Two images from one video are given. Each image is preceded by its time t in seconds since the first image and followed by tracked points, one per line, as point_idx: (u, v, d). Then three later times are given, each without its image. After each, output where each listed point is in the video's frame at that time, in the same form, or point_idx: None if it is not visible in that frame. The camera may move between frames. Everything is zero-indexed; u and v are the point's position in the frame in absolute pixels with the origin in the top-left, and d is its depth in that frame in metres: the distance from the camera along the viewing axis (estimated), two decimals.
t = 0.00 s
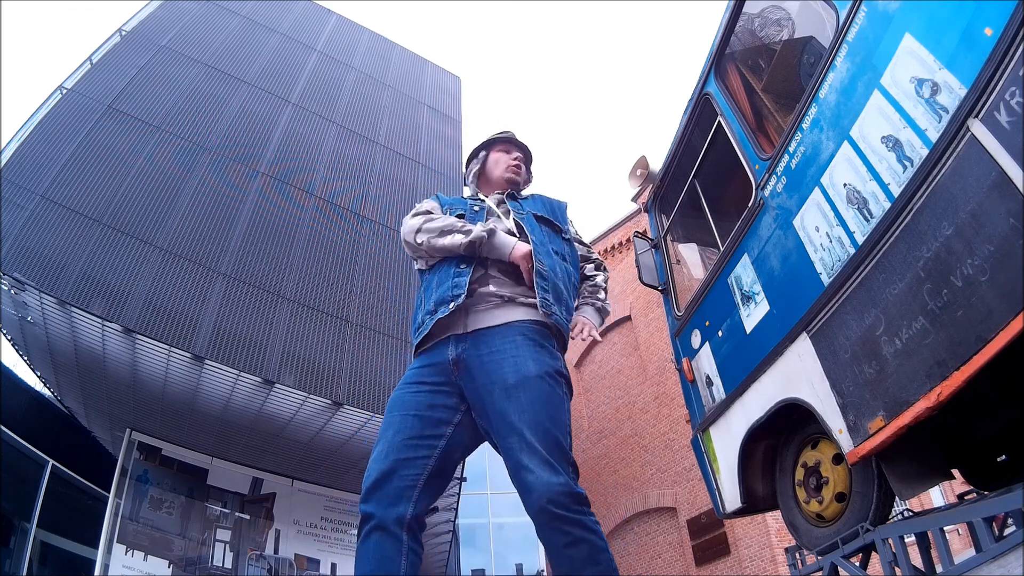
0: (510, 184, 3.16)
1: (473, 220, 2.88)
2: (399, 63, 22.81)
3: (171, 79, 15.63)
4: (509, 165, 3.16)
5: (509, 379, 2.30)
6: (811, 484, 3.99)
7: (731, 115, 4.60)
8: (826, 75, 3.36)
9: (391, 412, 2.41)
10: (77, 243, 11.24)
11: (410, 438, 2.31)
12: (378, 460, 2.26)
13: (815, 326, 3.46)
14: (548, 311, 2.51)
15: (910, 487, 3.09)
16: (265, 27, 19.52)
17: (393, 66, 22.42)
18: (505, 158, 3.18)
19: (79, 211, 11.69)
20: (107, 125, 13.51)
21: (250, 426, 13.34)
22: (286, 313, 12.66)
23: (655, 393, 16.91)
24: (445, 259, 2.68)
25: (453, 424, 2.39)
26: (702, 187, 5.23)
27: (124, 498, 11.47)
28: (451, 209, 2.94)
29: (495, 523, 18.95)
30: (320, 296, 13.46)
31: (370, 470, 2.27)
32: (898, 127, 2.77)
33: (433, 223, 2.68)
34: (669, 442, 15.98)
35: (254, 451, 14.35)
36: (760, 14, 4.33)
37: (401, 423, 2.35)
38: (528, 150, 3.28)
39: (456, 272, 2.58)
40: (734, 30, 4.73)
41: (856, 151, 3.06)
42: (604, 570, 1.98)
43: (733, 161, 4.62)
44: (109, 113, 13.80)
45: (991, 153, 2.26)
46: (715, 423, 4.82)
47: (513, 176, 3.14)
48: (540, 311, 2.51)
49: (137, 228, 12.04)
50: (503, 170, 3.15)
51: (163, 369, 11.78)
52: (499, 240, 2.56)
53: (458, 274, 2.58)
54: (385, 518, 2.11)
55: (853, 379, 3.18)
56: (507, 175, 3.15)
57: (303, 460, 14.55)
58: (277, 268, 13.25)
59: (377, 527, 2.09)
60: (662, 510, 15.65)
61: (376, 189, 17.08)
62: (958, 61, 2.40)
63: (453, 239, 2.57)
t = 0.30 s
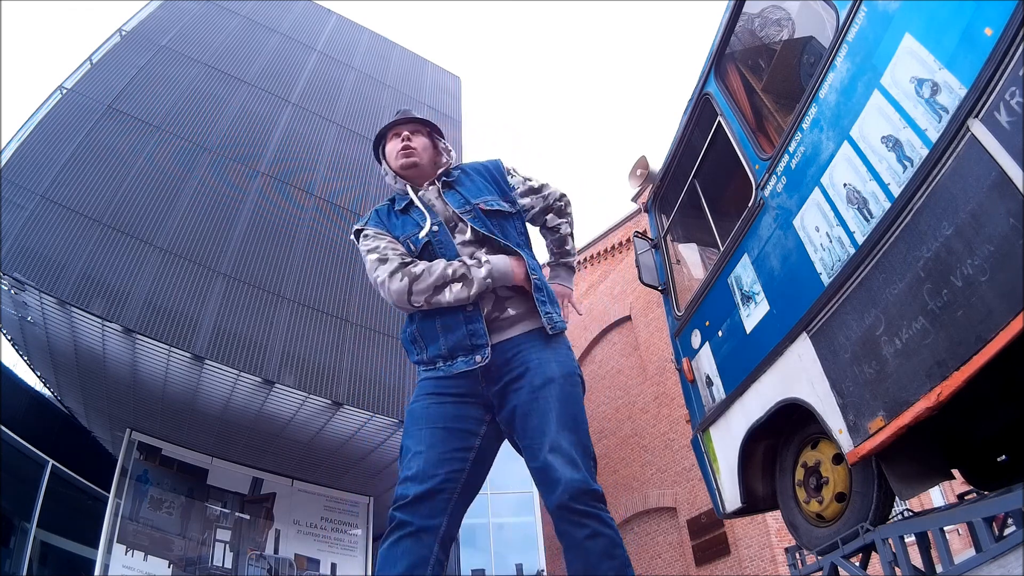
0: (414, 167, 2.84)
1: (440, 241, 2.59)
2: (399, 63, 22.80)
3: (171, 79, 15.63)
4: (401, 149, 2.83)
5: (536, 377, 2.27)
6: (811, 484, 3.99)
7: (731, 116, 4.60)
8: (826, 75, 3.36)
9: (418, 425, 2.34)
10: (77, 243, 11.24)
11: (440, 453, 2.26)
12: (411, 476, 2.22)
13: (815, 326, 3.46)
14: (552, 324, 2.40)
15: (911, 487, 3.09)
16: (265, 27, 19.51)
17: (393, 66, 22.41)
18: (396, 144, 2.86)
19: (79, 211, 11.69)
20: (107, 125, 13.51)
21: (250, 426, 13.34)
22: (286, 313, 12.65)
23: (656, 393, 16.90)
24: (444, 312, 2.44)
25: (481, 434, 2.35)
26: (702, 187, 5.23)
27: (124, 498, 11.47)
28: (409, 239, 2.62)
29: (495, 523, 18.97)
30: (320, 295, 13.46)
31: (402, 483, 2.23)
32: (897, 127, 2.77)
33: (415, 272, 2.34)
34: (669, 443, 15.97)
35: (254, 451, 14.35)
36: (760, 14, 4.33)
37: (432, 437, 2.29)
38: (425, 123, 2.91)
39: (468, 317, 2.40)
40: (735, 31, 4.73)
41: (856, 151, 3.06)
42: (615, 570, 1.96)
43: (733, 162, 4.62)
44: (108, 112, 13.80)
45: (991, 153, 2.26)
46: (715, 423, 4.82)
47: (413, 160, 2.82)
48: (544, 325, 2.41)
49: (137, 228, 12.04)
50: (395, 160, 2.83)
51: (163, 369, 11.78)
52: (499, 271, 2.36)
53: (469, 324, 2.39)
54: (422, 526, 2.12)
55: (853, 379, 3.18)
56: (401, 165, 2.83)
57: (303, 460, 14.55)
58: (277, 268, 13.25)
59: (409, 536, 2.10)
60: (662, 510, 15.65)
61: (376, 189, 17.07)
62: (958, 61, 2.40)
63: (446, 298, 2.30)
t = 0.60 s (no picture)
0: (483, 150, 2.71)
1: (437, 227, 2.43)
2: (399, 63, 22.81)
3: (171, 79, 15.63)
4: (477, 124, 2.68)
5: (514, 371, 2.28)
6: (811, 484, 3.99)
7: (731, 115, 4.60)
8: (826, 75, 3.36)
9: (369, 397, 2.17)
10: (77, 243, 11.24)
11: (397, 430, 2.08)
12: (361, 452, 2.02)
13: (815, 326, 3.46)
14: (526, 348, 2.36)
15: (910, 487, 3.09)
16: (265, 27, 19.51)
17: (393, 66, 22.41)
18: (471, 117, 2.70)
19: (79, 211, 11.69)
20: (107, 125, 13.51)
21: (250, 426, 13.35)
22: (286, 313, 12.64)
23: (655, 393, 16.90)
24: (369, 282, 2.27)
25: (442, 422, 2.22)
26: (702, 187, 5.23)
27: (124, 498, 11.47)
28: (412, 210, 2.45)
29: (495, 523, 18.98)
30: (321, 295, 13.46)
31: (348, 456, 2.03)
32: (897, 127, 2.78)
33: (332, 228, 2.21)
34: (669, 443, 15.97)
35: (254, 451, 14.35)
36: (760, 14, 4.33)
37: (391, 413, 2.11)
38: (502, 104, 2.75)
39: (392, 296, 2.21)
40: (734, 31, 4.73)
41: (856, 152, 3.06)
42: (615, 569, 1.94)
43: (733, 161, 4.62)
44: (109, 113, 13.80)
45: (991, 153, 2.26)
46: (715, 423, 4.82)
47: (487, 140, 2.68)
48: (507, 347, 2.33)
49: (137, 228, 12.04)
50: (467, 134, 2.69)
51: (163, 369, 11.78)
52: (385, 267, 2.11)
53: (392, 300, 2.21)
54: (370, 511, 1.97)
55: (853, 379, 3.18)
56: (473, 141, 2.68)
57: (303, 460, 14.56)
58: (277, 268, 13.25)
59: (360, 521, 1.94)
60: (662, 510, 15.65)
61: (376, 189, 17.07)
62: (958, 61, 2.40)
63: (338, 259, 2.13)
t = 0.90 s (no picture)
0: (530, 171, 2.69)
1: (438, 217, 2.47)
2: (399, 63, 22.81)
3: (171, 79, 15.63)
4: (525, 146, 2.66)
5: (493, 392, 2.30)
6: (811, 484, 3.99)
7: (731, 116, 4.60)
8: (826, 75, 3.36)
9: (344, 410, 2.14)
10: (77, 243, 11.23)
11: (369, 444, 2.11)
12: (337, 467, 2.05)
13: (815, 326, 3.46)
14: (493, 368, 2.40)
15: (910, 487, 3.09)
16: (265, 27, 19.50)
17: (393, 66, 22.41)
18: (518, 138, 2.67)
19: (79, 211, 11.68)
20: (107, 125, 13.50)
21: (250, 425, 13.34)
22: (286, 313, 12.65)
23: (655, 393, 16.90)
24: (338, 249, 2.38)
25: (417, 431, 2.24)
26: (702, 187, 5.23)
27: (124, 498, 11.47)
28: (432, 196, 2.50)
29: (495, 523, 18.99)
30: (321, 295, 13.46)
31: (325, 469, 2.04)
32: (898, 127, 2.77)
33: (349, 167, 2.32)
34: (669, 443, 15.97)
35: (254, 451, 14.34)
36: (760, 14, 4.33)
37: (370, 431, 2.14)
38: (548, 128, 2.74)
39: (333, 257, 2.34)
40: (734, 30, 4.73)
41: (856, 151, 3.06)
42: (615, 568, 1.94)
43: (733, 161, 4.62)
44: (109, 113, 13.80)
45: (991, 153, 2.26)
46: (715, 423, 4.82)
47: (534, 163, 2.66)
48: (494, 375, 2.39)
49: (137, 228, 12.04)
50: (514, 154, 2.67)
51: (163, 369, 11.77)
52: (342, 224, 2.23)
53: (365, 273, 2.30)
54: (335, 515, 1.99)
55: (853, 379, 3.18)
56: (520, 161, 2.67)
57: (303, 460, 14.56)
58: (277, 268, 13.24)
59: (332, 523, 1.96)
60: (662, 510, 15.65)
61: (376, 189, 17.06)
62: (958, 61, 2.40)
63: (327, 186, 2.28)
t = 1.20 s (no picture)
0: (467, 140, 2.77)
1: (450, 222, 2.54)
2: (399, 63, 22.80)
3: (171, 79, 15.63)
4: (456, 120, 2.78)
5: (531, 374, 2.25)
6: (811, 484, 3.99)
7: (731, 116, 4.60)
8: (826, 75, 3.36)
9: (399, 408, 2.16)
10: (77, 243, 11.24)
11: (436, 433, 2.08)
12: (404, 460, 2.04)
13: (815, 326, 3.46)
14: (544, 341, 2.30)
15: (910, 487, 3.09)
16: (265, 27, 19.50)
17: (393, 66, 22.40)
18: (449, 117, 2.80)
19: (80, 211, 11.69)
20: (107, 125, 13.51)
21: (250, 426, 13.34)
22: (286, 313, 12.65)
23: (656, 393, 16.90)
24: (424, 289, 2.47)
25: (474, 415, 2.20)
26: (703, 187, 5.23)
27: (124, 498, 11.47)
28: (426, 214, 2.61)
29: (495, 523, 19.00)
30: (321, 296, 13.46)
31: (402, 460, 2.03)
32: (898, 127, 2.77)
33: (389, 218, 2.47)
34: (669, 443, 15.97)
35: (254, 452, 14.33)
36: (760, 14, 4.33)
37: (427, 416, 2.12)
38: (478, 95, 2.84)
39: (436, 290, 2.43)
40: (735, 31, 4.73)
41: (856, 152, 3.06)
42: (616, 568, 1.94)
43: (734, 161, 4.62)
44: (108, 112, 13.80)
45: (991, 153, 2.26)
46: (714, 423, 4.82)
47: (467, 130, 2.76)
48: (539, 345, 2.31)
49: (137, 228, 12.04)
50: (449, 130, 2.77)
51: (163, 369, 11.78)
52: (424, 187, 2.40)
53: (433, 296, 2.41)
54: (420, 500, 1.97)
55: (853, 379, 3.18)
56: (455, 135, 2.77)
57: (302, 460, 14.56)
58: (277, 268, 13.25)
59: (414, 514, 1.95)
60: (662, 510, 15.65)
61: (376, 189, 17.06)
62: (958, 61, 2.40)
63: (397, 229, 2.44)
